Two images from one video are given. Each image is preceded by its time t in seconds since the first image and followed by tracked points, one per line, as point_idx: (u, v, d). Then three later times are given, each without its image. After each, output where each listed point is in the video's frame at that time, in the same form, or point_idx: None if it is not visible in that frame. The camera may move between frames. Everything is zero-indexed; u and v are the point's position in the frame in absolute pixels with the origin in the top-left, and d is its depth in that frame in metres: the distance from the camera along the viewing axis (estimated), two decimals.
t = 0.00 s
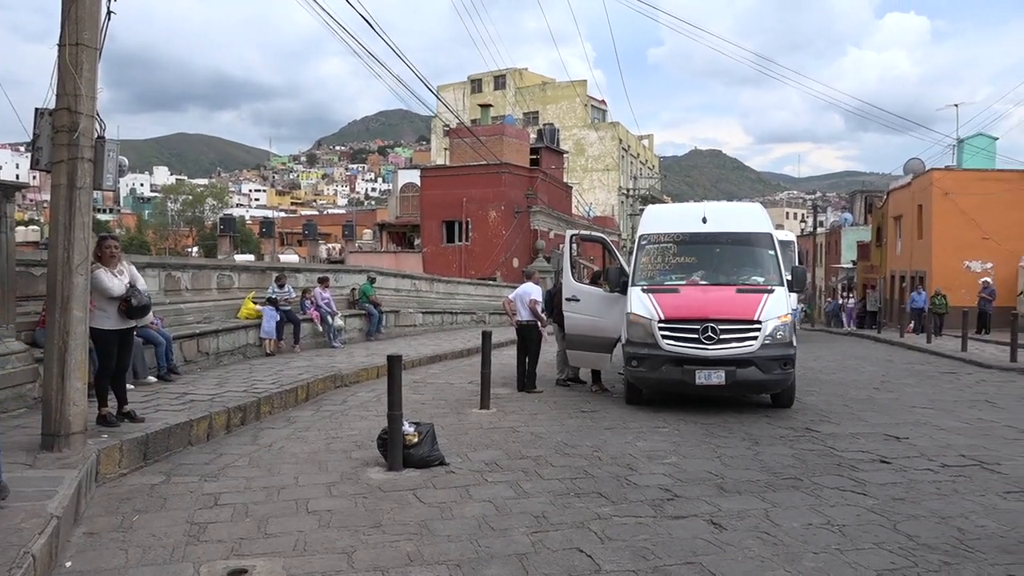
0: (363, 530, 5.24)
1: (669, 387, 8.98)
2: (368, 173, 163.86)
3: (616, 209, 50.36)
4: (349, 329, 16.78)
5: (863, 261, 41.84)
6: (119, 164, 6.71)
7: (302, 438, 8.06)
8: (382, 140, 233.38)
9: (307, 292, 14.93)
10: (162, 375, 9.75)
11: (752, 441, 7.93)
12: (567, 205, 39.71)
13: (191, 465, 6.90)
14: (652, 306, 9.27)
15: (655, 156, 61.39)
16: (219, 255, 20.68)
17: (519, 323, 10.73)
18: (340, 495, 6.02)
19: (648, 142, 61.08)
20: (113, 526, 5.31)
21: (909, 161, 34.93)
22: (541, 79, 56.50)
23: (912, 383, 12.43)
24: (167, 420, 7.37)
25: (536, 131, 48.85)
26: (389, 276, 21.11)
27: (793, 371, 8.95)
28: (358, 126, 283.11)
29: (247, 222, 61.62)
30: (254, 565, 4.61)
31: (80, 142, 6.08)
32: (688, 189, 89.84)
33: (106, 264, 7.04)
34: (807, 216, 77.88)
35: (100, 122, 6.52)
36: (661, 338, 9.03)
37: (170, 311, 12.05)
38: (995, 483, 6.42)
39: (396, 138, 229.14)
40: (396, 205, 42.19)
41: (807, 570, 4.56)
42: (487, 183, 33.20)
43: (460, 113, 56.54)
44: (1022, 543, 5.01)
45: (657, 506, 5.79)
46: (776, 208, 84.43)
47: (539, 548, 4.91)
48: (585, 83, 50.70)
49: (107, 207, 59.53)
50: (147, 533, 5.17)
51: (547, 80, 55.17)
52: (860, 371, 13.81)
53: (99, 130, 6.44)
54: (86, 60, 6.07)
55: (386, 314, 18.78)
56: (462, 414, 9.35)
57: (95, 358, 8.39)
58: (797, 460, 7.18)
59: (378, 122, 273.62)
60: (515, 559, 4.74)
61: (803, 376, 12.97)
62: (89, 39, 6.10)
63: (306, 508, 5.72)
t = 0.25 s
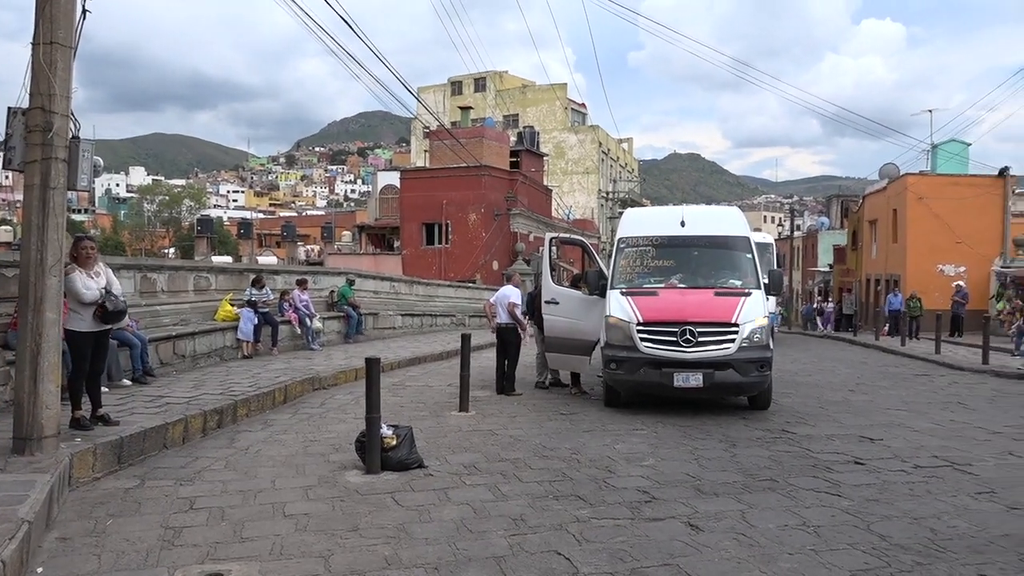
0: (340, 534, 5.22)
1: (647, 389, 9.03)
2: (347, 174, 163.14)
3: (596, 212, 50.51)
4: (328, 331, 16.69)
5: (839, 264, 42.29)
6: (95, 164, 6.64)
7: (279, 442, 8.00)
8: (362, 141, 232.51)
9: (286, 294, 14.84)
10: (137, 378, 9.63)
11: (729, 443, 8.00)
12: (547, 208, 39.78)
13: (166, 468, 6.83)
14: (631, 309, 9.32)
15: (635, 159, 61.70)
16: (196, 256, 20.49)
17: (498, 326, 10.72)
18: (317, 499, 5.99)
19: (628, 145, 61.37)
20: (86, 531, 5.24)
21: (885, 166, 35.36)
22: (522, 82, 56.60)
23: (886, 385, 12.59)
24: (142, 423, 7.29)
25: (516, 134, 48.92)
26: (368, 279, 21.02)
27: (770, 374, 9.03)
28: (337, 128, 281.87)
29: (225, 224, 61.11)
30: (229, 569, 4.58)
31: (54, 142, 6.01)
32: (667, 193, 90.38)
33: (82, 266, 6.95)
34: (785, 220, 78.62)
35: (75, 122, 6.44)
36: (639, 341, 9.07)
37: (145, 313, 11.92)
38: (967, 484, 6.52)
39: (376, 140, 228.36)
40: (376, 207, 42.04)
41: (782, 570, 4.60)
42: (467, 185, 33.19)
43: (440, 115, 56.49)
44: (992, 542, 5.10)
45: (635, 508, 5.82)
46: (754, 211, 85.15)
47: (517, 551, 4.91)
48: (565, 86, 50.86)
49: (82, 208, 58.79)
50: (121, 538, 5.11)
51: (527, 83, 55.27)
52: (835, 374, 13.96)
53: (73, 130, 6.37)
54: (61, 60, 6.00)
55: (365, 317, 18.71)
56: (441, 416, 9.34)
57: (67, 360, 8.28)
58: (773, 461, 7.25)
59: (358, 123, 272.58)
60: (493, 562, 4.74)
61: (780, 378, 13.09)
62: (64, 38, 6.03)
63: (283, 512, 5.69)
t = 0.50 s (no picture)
0: (318, 537, 5.20)
1: (626, 391, 9.08)
2: (326, 176, 162.29)
3: (575, 213, 50.64)
4: (306, 334, 16.61)
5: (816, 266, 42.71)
6: (68, 165, 6.56)
7: (256, 445, 7.94)
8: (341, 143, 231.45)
9: (263, 297, 14.75)
10: (112, 382, 9.52)
11: (707, 444, 8.05)
12: (527, 209, 39.83)
13: (141, 473, 6.75)
14: (610, 311, 9.36)
15: (614, 161, 61.99)
16: (172, 258, 20.28)
17: (479, 328, 10.72)
18: (295, 502, 5.95)
19: (607, 148, 61.63)
20: (59, 537, 5.17)
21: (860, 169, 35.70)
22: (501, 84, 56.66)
23: (861, 385, 12.75)
24: (116, 427, 7.20)
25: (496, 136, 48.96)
26: (347, 281, 20.92)
27: (747, 375, 9.10)
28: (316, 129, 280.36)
29: (201, 225, 60.56)
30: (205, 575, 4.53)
31: (26, 143, 5.92)
32: (645, 195, 90.85)
33: (57, 269, 6.86)
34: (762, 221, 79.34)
35: (47, 123, 6.36)
36: (618, 342, 9.11)
37: (120, 316, 11.78)
38: (940, 483, 6.62)
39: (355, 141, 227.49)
40: (355, 208, 41.87)
41: (759, 570, 4.64)
42: (446, 187, 33.17)
43: (419, 117, 56.39)
44: (964, 540, 5.18)
45: (614, 509, 5.84)
46: (731, 213, 85.86)
47: (495, 553, 4.92)
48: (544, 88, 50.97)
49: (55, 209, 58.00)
50: (95, 544, 5.05)
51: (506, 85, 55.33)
52: (812, 375, 14.13)
53: (45, 131, 6.29)
54: (33, 60, 5.93)
55: (343, 319, 18.65)
56: (420, 418, 9.32)
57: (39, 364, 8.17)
58: (750, 462, 7.31)
59: (336, 125, 271.32)
60: (471, 564, 4.74)
61: (757, 379, 13.20)
62: (36, 37, 5.96)
63: (260, 515, 5.64)
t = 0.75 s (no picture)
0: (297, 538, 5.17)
1: (606, 391, 9.11)
2: (306, 175, 161.36)
3: (556, 214, 50.68)
4: (286, 334, 16.51)
5: (795, 267, 43.08)
6: (43, 163, 6.48)
7: (234, 446, 7.88)
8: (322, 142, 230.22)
9: (242, 296, 14.65)
10: (88, 383, 9.42)
11: (686, 444, 8.11)
12: (508, 210, 39.84)
13: (117, 474, 6.68)
14: (591, 311, 9.39)
15: (596, 162, 62.13)
16: (150, 257, 20.07)
17: (459, 329, 10.69)
18: (273, 503, 5.92)
19: (588, 149, 61.79)
20: (33, 539, 5.11)
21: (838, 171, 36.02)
22: (483, 84, 56.63)
23: (839, 386, 12.88)
24: (91, 428, 7.13)
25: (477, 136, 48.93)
26: (327, 280, 20.82)
27: (726, 375, 9.17)
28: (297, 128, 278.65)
29: (180, 224, 60.01)
30: None
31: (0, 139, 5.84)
32: (627, 196, 91.17)
33: (34, 268, 6.78)
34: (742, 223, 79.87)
35: (23, 119, 6.28)
36: (598, 343, 9.15)
37: (97, 315, 11.65)
38: (915, 482, 6.71)
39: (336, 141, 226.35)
40: (335, 208, 41.67)
41: (737, 570, 4.68)
42: (427, 187, 33.10)
43: (401, 116, 56.23)
44: (938, 538, 5.26)
45: (593, 509, 5.87)
46: (712, 215, 86.37)
47: (475, 553, 4.92)
48: (526, 89, 51.01)
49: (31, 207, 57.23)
50: (70, 546, 4.99)
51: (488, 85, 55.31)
52: (790, 375, 14.26)
53: (20, 127, 6.20)
54: (9, 56, 5.85)
55: (324, 319, 18.56)
56: (401, 419, 9.29)
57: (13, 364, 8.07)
58: (729, 462, 7.37)
59: (317, 123, 269.83)
60: (451, 564, 4.74)
61: (736, 379, 13.30)
62: (12, 32, 5.88)
63: (239, 517, 5.61)
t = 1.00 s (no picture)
0: (269, 543, 5.13)
1: (580, 393, 9.15)
2: (280, 177, 160.14)
3: (531, 217, 50.75)
4: (258, 337, 16.37)
5: (767, 269, 43.55)
6: (8, 164, 6.38)
7: (206, 450, 7.80)
8: (295, 143, 228.65)
9: (214, 299, 14.51)
10: (55, 387, 9.27)
11: (659, 445, 8.17)
12: (483, 212, 39.84)
13: (85, 480, 6.59)
14: (565, 313, 9.42)
15: (570, 165, 62.37)
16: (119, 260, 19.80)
17: (434, 332, 10.61)
18: (245, 508, 5.87)
19: (563, 151, 62.01)
20: None
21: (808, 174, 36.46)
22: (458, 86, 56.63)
23: (809, 386, 13.05)
24: (59, 434, 7.02)
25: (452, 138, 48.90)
26: (301, 283, 20.67)
27: (699, 376, 9.25)
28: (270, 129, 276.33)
29: (150, 226, 59.26)
30: None
31: None
32: (601, 199, 91.62)
33: None
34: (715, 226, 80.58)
35: None
36: (572, 344, 9.19)
37: (65, 319, 11.48)
38: (883, 481, 6.82)
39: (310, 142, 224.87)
40: (309, 210, 41.39)
41: (708, 569, 4.72)
42: (402, 190, 33.00)
43: (375, 118, 56.04)
44: (905, 536, 5.34)
45: (567, 510, 5.89)
46: (685, 217, 87.05)
47: (449, 556, 4.91)
48: (500, 91, 51.08)
49: None
50: (36, 554, 4.91)
51: (462, 87, 55.31)
52: (762, 376, 14.42)
53: None
54: None
55: (297, 322, 18.43)
56: (374, 422, 9.26)
57: None
58: (701, 462, 7.43)
59: (291, 125, 267.88)
60: (424, 567, 4.73)
61: (709, 380, 13.43)
62: None
63: (209, 522, 5.55)
